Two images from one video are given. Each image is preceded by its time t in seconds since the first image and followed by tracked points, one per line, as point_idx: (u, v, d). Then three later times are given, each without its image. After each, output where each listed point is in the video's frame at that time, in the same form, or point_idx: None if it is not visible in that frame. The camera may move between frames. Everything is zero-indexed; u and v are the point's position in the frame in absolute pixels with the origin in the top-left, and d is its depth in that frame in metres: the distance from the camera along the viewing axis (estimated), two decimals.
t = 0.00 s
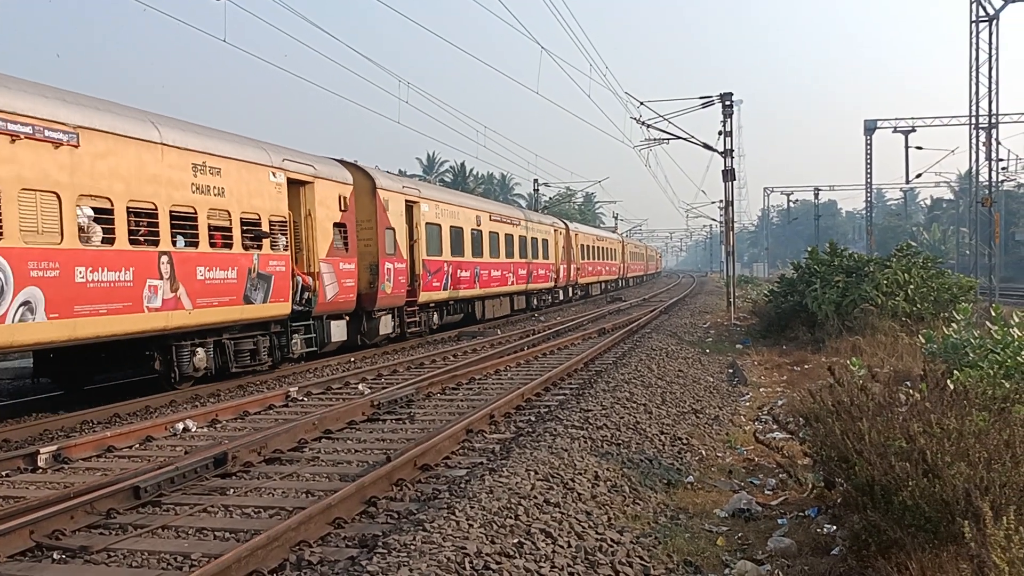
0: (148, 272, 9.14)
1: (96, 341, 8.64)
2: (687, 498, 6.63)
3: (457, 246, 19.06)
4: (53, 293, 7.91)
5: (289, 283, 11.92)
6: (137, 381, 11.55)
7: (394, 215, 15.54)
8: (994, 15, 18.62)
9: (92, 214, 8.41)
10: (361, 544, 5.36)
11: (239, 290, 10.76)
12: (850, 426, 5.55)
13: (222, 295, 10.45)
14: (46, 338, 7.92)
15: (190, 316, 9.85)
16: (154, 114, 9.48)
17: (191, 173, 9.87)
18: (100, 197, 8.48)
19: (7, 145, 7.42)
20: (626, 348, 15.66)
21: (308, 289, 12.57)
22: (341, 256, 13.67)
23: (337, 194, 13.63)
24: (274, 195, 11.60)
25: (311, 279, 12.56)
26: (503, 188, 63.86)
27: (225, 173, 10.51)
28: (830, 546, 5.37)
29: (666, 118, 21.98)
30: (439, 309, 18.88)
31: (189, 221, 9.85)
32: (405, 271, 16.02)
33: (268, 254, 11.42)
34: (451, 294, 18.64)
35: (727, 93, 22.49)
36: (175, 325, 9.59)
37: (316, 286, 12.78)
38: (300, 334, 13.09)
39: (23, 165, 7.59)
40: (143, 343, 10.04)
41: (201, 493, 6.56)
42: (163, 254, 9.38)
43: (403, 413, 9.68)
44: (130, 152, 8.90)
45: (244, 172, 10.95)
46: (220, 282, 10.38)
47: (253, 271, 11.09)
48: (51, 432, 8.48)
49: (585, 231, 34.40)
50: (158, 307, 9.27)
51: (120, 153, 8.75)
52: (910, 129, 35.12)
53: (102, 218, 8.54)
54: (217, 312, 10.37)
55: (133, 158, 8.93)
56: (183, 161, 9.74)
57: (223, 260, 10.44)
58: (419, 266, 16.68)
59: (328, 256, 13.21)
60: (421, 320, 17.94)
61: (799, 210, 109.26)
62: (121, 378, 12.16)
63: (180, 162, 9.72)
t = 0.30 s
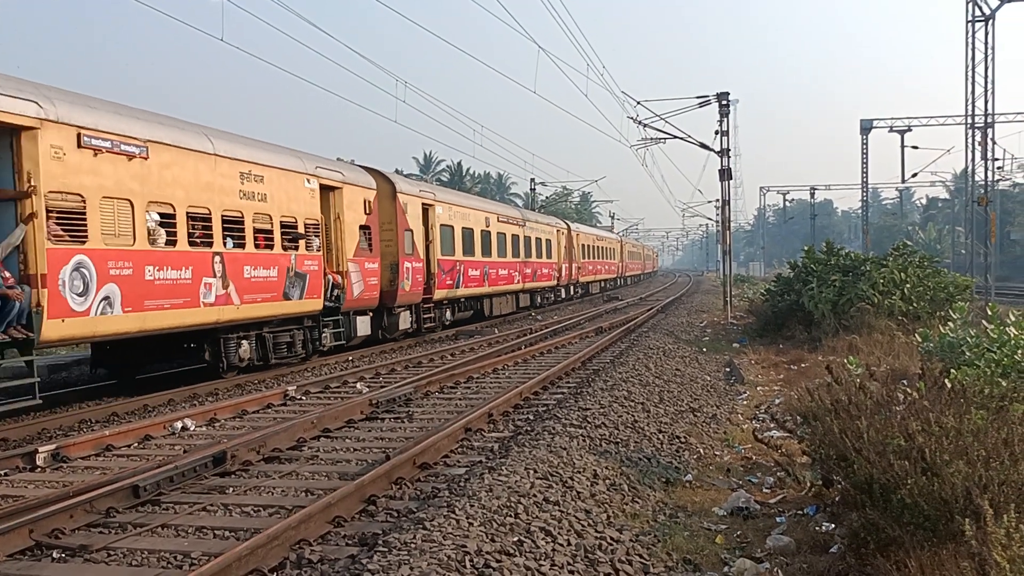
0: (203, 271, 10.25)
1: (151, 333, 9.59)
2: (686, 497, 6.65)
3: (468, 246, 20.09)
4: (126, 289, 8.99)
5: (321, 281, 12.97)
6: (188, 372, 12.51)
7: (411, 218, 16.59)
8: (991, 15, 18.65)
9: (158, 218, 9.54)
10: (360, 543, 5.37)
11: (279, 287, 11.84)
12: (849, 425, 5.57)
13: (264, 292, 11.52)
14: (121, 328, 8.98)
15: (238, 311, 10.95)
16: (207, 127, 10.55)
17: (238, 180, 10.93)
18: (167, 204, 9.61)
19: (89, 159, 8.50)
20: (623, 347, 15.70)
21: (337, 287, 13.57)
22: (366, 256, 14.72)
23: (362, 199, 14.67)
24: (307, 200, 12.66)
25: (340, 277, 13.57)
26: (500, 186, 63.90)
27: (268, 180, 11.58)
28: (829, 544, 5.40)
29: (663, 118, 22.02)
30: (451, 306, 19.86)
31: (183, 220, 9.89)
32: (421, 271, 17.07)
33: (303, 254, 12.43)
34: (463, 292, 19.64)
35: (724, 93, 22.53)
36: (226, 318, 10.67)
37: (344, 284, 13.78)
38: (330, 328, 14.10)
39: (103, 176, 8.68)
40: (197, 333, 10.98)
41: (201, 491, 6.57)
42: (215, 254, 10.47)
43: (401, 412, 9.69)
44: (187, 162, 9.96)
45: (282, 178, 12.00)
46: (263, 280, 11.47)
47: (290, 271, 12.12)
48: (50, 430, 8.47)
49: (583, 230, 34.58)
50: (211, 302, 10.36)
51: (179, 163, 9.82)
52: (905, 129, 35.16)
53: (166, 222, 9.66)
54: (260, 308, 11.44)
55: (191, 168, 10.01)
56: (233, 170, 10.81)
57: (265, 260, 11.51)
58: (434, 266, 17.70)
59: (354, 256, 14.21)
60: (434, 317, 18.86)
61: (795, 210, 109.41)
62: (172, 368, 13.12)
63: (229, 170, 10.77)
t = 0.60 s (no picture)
0: (251, 269, 11.14)
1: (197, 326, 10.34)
2: (686, 495, 6.65)
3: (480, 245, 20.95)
4: (185, 286, 9.90)
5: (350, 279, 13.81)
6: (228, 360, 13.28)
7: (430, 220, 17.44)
8: (991, 13, 18.61)
9: (213, 221, 10.43)
10: (360, 542, 5.36)
11: (316, 284, 12.71)
12: (849, 423, 5.56)
13: (303, 288, 12.37)
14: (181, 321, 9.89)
15: (280, 305, 11.80)
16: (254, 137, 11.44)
17: (281, 186, 11.79)
18: (221, 208, 10.50)
19: (156, 167, 9.41)
20: (623, 345, 15.69)
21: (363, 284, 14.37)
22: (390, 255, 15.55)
23: (386, 202, 15.52)
24: (340, 203, 13.52)
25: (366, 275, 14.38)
26: (499, 184, 63.93)
27: (306, 186, 12.45)
28: (829, 542, 5.39)
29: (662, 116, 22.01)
30: (463, 302, 20.61)
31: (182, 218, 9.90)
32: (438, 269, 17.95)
33: (333, 253, 13.24)
34: (476, 289, 20.49)
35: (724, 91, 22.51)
36: (270, 313, 11.54)
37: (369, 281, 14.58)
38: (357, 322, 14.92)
39: (168, 184, 9.61)
40: (239, 326, 11.78)
41: (200, 490, 6.55)
42: (260, 254, 11.31)
43: (401, 411, 9.67)
44: (236, 170, 10.82)
45: (317, 184, 12.84)
46: (302, 277, 12.32)
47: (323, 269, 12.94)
48: (48, 429, 8.46)
49: (584, 229, 34.74)
50: (258, 297, 11.25)
51: (229, 171, 10.70)
52: (905, 127, 35.08)
53: (219, 224, 10.54)
54: (299, 303, 12.31)
55: (240, 175, 10.89)
56: (275, 176, 11.67)
57: (303, 259, 12.34)
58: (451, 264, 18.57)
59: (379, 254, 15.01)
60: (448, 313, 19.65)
61: (795, 208, 109.32)
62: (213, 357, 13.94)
63: (272, 177, 11.63)
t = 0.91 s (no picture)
0: (289, 267, 12.23)
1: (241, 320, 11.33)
2: (685, 494, 6.64)
3: (490, 244, 21.88)
4: (235, 282, 11.03)
5: (374, 278, 14.89)
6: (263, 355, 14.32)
7: (445, 220, 18.50)
8: (991, 11, 18.58)
9: (258, 223, 11.54)
10: (359, 540, 5.36)
11: (345, 281, 13.80)
12: (849, 422, 5.55)
13: (333, 285, 13.46)
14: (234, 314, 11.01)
15: (314, 301, 12.88)
16: (291, 146, 12.58)
17: (315, 191, 12.95)
18: (266, 211, 11.66)
19: (211, 174, 10.55)
20: (623, 344, 15.70)
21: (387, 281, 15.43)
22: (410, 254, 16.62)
23: (407, 205, 16.67)
24: (365, 206, 14.67)
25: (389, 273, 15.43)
26: (499, 182, 63.93)
27: (337, 190, 13.62)
28: (828, 541, 5.39)
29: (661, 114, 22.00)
30: (464, 301, 20.68)
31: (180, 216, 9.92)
32: (452, 267, 19.04)
33: (360, 253, 14.32)
34: (486, 286, 21.49)
35: (724, 89, 22.50)
36: (305, 307, 12.62)
37: (392, 279, 15.64)
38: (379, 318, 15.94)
39: (220, 190, 10.73)
40: (275, 320, 12.85)
41: (199, 489, 6.54)
42: (297, 254, 12.42)
43: (400, 409, 9.67)
44: (276, 177, 11.97)
45: (345, 189, 13.99)
46: (332, 275, 13.41)
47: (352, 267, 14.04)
48: (47, 428, 8.46)
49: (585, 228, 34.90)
50: (297, 293, 12.36)
51: (271, 178, 11.85)
52: (904, 125, 35.04)
53: (263, 226, 11.66)
54: (331, 299, 13.41)
55: (280, 182, 12.05)
56: (309, 181, 12.81)
57: (333, 258, 13.45)
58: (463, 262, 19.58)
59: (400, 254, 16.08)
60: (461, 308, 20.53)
61: (795, 206, 109.37)
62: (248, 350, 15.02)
63: (307, 183, 12.76)
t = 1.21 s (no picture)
0: (323, 263, 13.07)
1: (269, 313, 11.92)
2: (685, 491, 6.65)
3: (498, 241, 22.63)
4: (276, 277, 11.87)
5: (397, 273, 15.79)
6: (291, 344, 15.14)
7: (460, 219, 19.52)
8: (991, 7, 18.54)
9: (296, 223, 12.36)
10: (359, 536, 5.37)
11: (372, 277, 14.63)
12: (848, 418, 5.55)
13: (361, 281, 14.30)
14: (273, 306, 11.82)
15: (343, 295, 13.72)
16: (324, 151, 13.43)
17: (345, 192, 13.80)
18: (303, 212, 12.49)
19: (257, 179, 11.40)
20: (623, 340, 15.70)
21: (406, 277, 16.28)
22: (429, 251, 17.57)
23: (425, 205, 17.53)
24: (388, 206, 15.51)
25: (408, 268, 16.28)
26: (499, 179, 63.85)
27: (364, 191, 14.47)
28: (828, 538, 5.40)
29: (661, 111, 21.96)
30: (464, 298, 20.71)
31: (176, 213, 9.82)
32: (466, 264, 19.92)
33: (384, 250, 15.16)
34: (497, 282, 22.26)
35: (724, 86, 22.47)
36: (336, 301, 13.45)
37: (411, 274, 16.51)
38: (400, 311, 16.94)
39: (264, 193, 11.55)
40: (308, 313, 13.73)
41: (198, 486, 6.54)
42: (329, 251, 13.26)
43: (399, 406, 9.67)
44: (312, 180, 12.80)
45: (371, 191, 14.84)
46: (359, 271, 14.26)
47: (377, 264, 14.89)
48: (47, 424, 8.46)
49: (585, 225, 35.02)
50: (330, 287, 13.21)
51: (308, 181, 12.70)
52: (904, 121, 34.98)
53: (300, 226, 12.47)
54: (359, 293, 14.27)
55: (315, 185, 12.90)
56: (340, 184, 13.64)
57: (360, 255, 14.30)
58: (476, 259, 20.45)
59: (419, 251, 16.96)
60: (470, 304, 21.12)
61: (794, 202, 109.31)
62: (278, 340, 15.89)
63: (337, 185, 13.61)
